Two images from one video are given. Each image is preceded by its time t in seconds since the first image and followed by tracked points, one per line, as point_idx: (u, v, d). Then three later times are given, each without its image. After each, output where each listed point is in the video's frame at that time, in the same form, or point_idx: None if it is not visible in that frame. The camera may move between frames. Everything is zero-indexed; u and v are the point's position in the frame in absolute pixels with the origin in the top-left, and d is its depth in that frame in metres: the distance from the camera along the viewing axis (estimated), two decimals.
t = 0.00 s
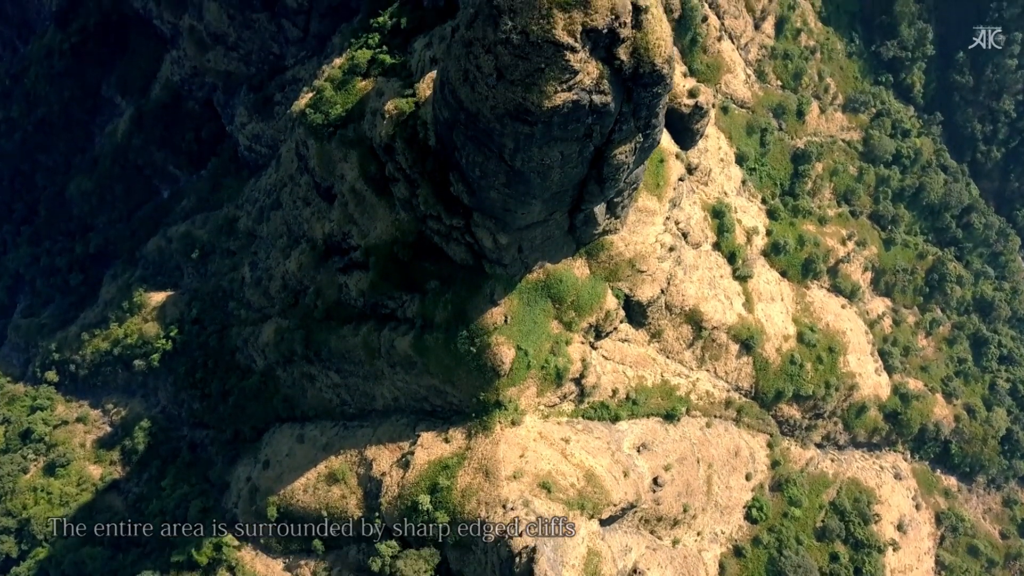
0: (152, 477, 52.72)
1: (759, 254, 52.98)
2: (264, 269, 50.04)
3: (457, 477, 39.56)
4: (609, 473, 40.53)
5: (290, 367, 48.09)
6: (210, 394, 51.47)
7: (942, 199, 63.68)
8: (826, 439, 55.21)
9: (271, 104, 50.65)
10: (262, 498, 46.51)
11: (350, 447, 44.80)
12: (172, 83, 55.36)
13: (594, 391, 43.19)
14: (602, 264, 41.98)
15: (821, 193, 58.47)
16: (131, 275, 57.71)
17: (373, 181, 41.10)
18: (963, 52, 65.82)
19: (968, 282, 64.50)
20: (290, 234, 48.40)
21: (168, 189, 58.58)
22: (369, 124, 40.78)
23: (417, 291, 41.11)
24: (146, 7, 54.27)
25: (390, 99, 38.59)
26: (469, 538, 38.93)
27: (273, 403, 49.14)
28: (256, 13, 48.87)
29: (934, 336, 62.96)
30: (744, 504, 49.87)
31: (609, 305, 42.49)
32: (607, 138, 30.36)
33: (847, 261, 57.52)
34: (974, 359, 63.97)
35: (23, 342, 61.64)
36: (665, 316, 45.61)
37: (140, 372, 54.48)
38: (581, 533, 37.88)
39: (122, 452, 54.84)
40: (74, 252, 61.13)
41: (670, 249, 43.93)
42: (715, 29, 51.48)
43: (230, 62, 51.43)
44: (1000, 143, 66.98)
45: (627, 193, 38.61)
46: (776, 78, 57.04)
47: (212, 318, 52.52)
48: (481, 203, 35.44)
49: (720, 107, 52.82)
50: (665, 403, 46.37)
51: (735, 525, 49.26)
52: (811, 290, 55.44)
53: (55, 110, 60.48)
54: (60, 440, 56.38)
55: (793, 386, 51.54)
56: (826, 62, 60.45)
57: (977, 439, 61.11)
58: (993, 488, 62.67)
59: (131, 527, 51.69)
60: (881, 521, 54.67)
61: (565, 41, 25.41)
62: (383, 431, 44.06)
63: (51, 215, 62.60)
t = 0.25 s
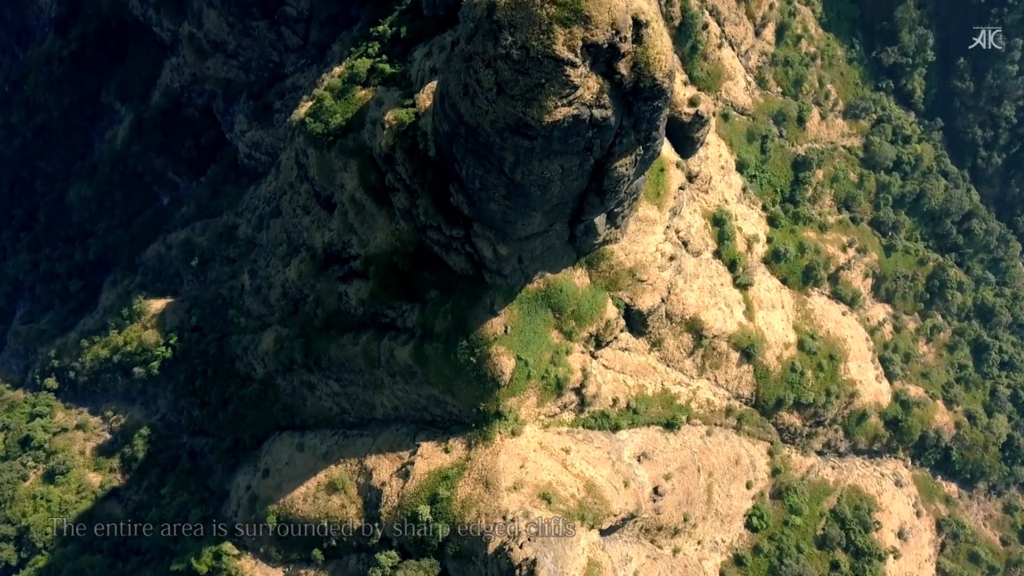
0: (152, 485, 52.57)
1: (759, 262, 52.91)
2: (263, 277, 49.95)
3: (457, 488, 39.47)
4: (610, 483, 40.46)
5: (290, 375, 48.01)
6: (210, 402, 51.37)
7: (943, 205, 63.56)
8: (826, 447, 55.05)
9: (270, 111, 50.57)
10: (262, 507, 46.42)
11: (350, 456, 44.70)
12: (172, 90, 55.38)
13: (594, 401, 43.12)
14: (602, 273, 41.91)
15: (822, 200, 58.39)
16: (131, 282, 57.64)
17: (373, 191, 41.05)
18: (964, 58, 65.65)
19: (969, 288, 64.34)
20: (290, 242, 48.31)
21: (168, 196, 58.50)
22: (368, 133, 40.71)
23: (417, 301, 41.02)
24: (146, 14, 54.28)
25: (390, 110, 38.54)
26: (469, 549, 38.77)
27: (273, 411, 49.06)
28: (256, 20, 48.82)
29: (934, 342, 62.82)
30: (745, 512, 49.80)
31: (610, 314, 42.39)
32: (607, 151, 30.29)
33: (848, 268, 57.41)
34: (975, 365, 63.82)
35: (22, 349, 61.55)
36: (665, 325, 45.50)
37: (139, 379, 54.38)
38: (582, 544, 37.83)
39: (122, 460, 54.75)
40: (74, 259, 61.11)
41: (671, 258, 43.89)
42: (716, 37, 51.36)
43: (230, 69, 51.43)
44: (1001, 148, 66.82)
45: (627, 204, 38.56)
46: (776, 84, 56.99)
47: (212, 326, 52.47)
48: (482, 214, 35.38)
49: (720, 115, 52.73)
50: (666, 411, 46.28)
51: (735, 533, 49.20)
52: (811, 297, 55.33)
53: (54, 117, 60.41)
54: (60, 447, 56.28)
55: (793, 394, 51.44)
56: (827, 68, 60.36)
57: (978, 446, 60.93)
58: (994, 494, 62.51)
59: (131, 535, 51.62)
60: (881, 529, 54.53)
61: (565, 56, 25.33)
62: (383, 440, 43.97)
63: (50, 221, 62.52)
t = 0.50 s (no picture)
0: (152, 494, 52.48)
1: (760, 271, 52.83)
2: (263, 286, 49.85)
3: (457, 501, 39.37)
4: (610, 496, 40.38)
5: (289, 385, 47.88)
6: (209, 412, 51.22)
7: (944, 213, 63.45)
8: (827, 456, 54.91)
9: (270, 120, 50.47)
10: (261, 518, 46.31)
11: (350, 467, 44.58)
12: (171, 99, 55.34)
13: (595, 412, 43.03)
14: (603, 285, 41.82)
15: (822, 208, 58.29)
16: (130, 291, 57.51)
17: (373, 203, 40.96)
18: (965, 66, 65.71)
19: (970, 295, 64.17)
20: (289, 252, 48.21)
21: (167, 204, 58.44)
22: (368, 145, 40.61)
23: (417, 313, 40.91)
24: (145, 23, 54.22)
25: (389, 122, 38.43)
26: (469, 562, 38.63)
27: (273, 421, 48.96)
28: (256, 30, 48.52)
29: (935, 350, 62.70)
30: (746, 522, 49.68)
31: (610, 326, 42.29)
32: (607, 167, 30.21)
33: (848, 276, 57.29)
34: (975, 373, 63.66)
35: (22, 357, 61.46)
36: (666, 336, 45.39)
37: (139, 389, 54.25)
38: (582, 558, 37.97)
39: (121, 469, 54.61)
40: (73, 267, 60.90)
41: (671, 270, 43.83)
42: (716, 46, 51.25)
43: (229, 78, 51.40)
44: (1002, 155, 66.67)
45: (627, 216, 38.49)
46: (777, 92, 56.90)
47: (211, 335, 52.39)
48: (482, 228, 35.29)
49: (721, 124, 52.61)
50: (666, 422, 46.17)
51: (736, 544, 49.11)
52: (812, 306, 55.22)
53: (53, 125, 60.31)
54: (58, 456, 56.09)
55: (794, 404, 51.34)
56: (827, 76, 60.26)
57: (979, 454, 60.78)
58: (995, 502, 62.36)
59: (130, 545, 51.50)
60: (882, 538, 54.43)
61: (566, 75, 25.20)
62: (382, 452, 43.87)
63: (49, 230, 62.36)
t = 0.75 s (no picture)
0: (151, 502, 52.44)
1: (760, 279, 52.75)
2: (263, 295, 49.77)
3: (457, 512, 39.26)
4: (610, 507, 40.37)
5: (289, 394, 47.78)
6: (209, 420, 51.11)
7: (944, 220, 63.35)
8: (827, 463, 54.81)
9: (270, 128, 50.38)
10: (261, 527, 46.17)
11: (349, 477, 44.50)
12: (171, 106, 55.29)
13: (595, 422, 42.95)
14: (603, 295, 41.76)
15: (823, 215, 58.22)
16: (130, 298, 57.43)
17: (373, 213, 40.88)
18: (965, 72, 65.50)
19: (971, 302, 64.02)
20: (289, 260, 48.12)
21: (167, 212, 58.43)
22: (368, 155, 40.53)
23: (417, 323, 40.81)
24: (145, 30, 54.17)
25: (389, 132, 38.34)
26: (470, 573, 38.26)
27: (273, 430, 48.85)
28: (256, 38, 48.37)
29: (936, 356, 62.58)
30: (746, 531, 49.64)
31: (611, 335, 42.22)
32: (607, 180, 30.16)
33: (849, 284, 57.18)
34: (976, 379, 63.53)
35: (22, 364, 61.48)
36: (666, 345, 45.30)
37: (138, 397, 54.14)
38: (582, 570, 38.06)
39: (120, 477, 54.54)
40: (73, 274, 60.77)
41: (671, 279, 43.80)
42: (716, 53, 51.16)
43: (229, 86, 51.33)
44: (1003, 162, 66.53)
45: (628, 228, 38.44)
46: (777, 99, 56.83)
47: (211, 343, 52.32)
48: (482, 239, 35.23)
49: (721, 131, 52.51)
50: (667, 432, 46.06)
51: (736, 553, 49.02)
52: (812, 314, 55.13)
53: (53, 132, 60.25)
54: (58, 464, 56.03)
55: (794, 412, 51.26)
56: (828, 83, 60.18)
57: (980, 461, 60.64)
58: (996, 509, 62.23)
59: (130, 554, 51.73)
60: (883, 546, 54.35)
61: (566, 90, 25.12)
62: (382, 462, 43.80)
63: (48, 237, 62.28)
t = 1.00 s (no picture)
0: (151, 512, 52.36)
1: (761, 289, 52.63)
2: (263, 305, 49.67)
3: (457, 525, 39.10)
4: (611, 520, 40.32)
5: (289, 405, 47.67)
6: (209, 430, 50.96)
7: (945, 227, 63.23)
8: (828, 473, 54.67)
9: (269, 138, 50.27)
10: (260, 539, 46.00)
11: (349, 488, 44.40)
12: (171, 115, 55.20)
13: (595, 435, 42.84)
14: (604, 307, 41.67)
15: (824, 224, 58.12)
16: (130, 307, 57.32)
17: (373, 226, 40.80)
18: (966, 80, 65.49)
19: (972, 310, 63.87)
20: (289, 271, 48.02)
21: (166, 221, 58.55)
22: (368, 167, 40.47)
23: (417, 335, 40.68)
24: (145, 39, 54.10)
25: (389, 145, 38.29)
26: None
27: (273, 440, 48.74)
28: (256, 49, 48.35)
29: (937, 364, 62.42)
30: (747, 542, 49.53)
31: (612, 347, 42.14)
32: (607, 197, 30.12)
33: (850, 292, 57.05)
34: (977, 387, 63.36)
35: (21, 372, 61.36)
36: (667, 357, 45.19)
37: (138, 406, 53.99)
38: None
39: (120, 487, 54.43)
40: (72, 282, 60.66)
41: (672, 291, 43.75)
42: (716, 63, 51.02)
43: (229, 96, 51.29)
44: (1004, 169, 66.40)
45: (628, 241, 38.37)
46: (778, 108, 56.75)
47: (210, 353, 52.23)
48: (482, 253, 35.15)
49: (722, 141, 52.44)
50: (667, 443, 45.91)
51: (736, 564, 48.90)
52: (813, 323, 55.03)
53: (53, 141, 60.18)
54: (57, 474, 55.84)
55: (795, 423, 51.15)
56: (828, 91, 60.09)
57: (981, 470, 60.48)
58: (997, 517, 62.08)
59: (131, 565, 52.31)
60: (884, 556, 54.23)
61: (566, 110, 25.05)
62: (382, 474, 43.70)
63: (48, 245, 62.16)
